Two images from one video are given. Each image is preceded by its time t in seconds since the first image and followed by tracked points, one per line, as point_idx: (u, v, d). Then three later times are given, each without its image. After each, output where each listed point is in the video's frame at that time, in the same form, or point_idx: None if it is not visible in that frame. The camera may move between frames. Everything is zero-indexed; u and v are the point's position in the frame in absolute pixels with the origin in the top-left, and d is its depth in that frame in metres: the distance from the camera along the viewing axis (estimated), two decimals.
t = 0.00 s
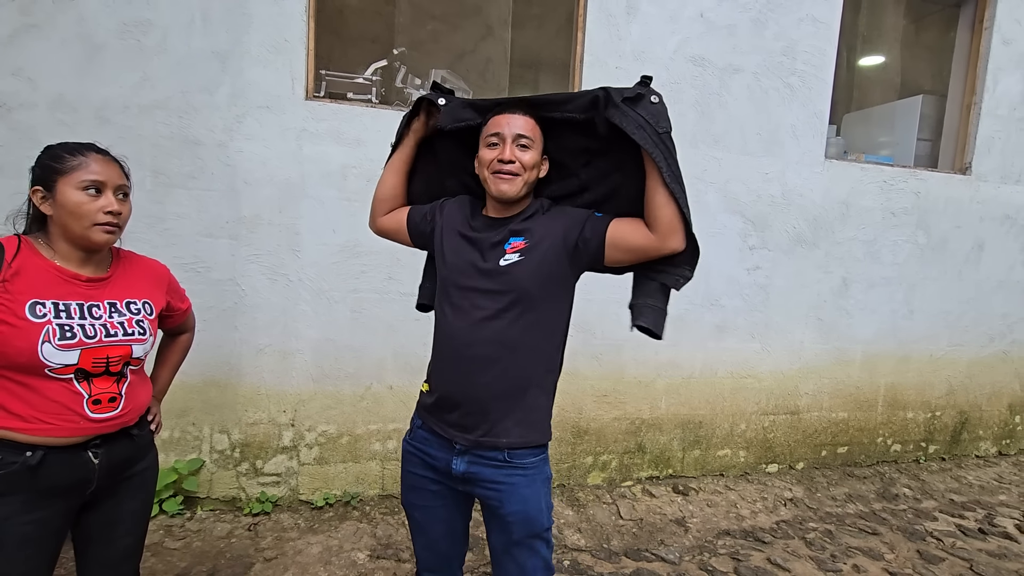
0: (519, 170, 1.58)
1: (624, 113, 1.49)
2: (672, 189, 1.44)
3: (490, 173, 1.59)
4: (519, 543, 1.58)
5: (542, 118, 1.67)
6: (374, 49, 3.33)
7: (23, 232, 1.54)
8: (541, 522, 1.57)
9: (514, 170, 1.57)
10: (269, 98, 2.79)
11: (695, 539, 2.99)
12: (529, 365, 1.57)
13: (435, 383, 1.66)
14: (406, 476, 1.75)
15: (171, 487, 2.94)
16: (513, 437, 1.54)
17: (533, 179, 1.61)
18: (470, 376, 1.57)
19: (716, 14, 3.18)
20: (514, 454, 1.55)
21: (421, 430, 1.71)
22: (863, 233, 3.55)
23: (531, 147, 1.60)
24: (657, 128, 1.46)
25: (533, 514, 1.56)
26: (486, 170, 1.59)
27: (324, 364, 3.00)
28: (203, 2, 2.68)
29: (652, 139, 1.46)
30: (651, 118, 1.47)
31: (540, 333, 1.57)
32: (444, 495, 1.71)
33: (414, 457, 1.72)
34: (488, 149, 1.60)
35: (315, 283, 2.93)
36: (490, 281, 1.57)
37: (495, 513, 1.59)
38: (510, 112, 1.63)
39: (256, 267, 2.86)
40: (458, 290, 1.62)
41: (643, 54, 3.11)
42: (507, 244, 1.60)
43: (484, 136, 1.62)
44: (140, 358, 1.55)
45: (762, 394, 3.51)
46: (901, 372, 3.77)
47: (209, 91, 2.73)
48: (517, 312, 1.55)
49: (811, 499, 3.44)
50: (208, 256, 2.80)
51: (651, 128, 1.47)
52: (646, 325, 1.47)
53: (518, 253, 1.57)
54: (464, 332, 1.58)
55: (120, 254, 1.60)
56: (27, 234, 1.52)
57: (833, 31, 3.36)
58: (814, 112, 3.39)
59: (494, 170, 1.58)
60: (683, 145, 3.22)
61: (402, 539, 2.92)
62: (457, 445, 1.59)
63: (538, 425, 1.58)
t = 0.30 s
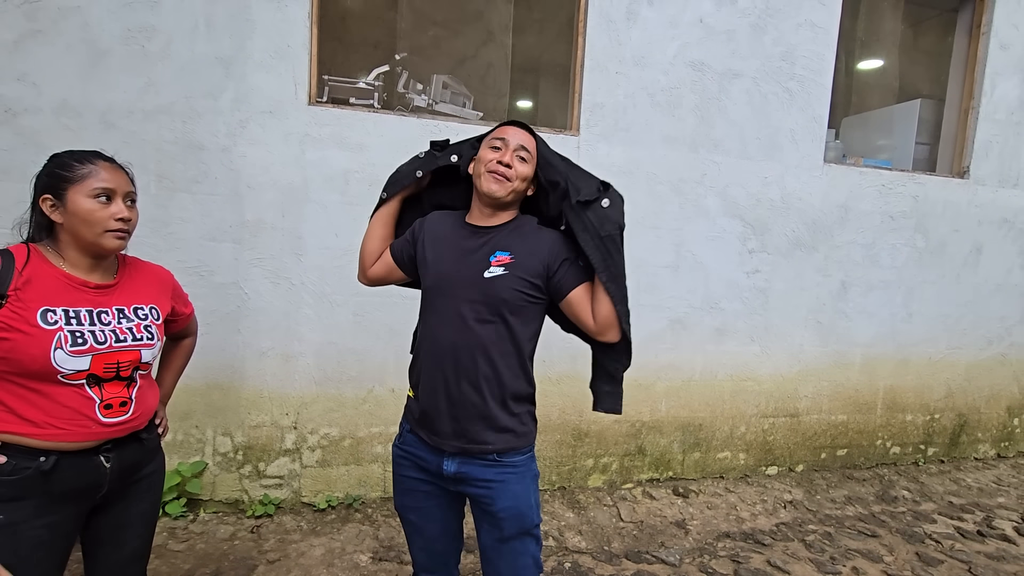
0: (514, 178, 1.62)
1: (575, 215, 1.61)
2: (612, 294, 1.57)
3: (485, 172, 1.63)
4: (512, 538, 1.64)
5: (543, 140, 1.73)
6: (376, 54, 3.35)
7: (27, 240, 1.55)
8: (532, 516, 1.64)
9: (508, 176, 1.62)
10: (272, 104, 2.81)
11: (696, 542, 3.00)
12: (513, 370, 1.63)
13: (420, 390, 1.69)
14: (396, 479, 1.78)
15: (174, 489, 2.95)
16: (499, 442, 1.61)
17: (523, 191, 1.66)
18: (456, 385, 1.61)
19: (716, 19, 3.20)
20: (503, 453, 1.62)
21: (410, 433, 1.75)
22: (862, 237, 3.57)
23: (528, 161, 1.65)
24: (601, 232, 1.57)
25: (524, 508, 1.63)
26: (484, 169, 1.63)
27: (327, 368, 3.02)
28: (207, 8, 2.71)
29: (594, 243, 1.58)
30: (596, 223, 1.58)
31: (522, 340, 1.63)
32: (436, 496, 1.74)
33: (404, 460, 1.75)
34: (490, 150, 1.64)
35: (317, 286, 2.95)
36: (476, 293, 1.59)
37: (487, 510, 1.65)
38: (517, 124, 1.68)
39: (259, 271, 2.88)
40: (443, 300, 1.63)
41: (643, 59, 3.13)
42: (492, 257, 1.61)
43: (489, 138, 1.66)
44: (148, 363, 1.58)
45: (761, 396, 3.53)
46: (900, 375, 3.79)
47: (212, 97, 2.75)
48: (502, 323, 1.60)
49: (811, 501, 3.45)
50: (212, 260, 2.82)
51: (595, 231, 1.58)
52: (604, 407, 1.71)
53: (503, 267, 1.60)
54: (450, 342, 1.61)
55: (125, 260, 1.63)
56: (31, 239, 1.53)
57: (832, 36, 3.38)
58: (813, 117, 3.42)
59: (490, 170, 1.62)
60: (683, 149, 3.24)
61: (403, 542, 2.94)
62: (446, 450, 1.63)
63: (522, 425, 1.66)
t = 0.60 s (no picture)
0: (513, 189, 1.64)
1: (564, 219, 1.62)
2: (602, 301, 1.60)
3: (483, 188, 1.65)
4: (517, 539, 1.66)
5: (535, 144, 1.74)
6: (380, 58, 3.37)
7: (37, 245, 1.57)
8: (536, 516, 1.67)
9: (507, 188, 1.64)
10: (278, 108, 2.84)
11: (698, 544, 3.01)
12: (518, 374, 1.66)
13: (422, 393, 1.70)
14: (398, 484, 1.79)
15: (179, 491, 2.97)
16: (504, 444, 1.63)
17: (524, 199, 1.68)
18: (461, 388, 1.62)
19: (717, 24, 3.23)
20: (507, 456, 1.64)
21: (412, 437, 1.76)
22: (864, 240, 3.58)
23: (524, 169, 1.67)
24: (590, 239, 1.60)
25: (528, 509, 1.65)
26: (481, 184, 1.65)
27: (331, 370, 3.03)
28: (213, 14, 2.73)
29: (584, 249, 1.60)
30: (585, 230, 1.61)
31: (527, 343, 1.66)
32: (440, 499, 1.76)
33: (407, 465, 1.76)
34: (485, 165, 1.66)
35: (321, 289, 2.97)
36: (482, 296, 1.62)
37: (492, 511, 1.66)
38: (508, 133, 1.69)
39: (264, 274, 2.90)
40: (448, 303, 1.65)
41: (645, 64, 3.15)
42: (498, 261, 1.64)
43: (482, 152, 1.67)
44: (158, 364, 1.60)
45: (764, 399, 3.53)
46: (903, 378, 3.79)
47: (218, 101, 2.78)
48: (508, 325, 1.63)
49: (813, 504, 3.45)
50: (217, 263, 2.84)
51: (584, 238, 1.61)
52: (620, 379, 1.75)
53: (510, 271, 1.63)
54: (455, 344, 1.62)
55: (134, 264, 1.65)
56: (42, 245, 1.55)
57: (833, 40, 3.40)
58: (814, 121, 3.43)
59: (488, 185, 1.64)
60: (685, 152, 3.26)
61: (407, 544, 2.95)
62: (451, 453, 1.64)
63: (525, 429, 1.68)
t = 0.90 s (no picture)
0: (516, 189, 1.66)
1: (559, 217, 1.64)
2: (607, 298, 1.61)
3: (486, 194, 1.66)
4: (533, 540, 1.67)
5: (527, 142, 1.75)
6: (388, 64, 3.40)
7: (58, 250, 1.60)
8: (551, 516, 1.68)
9: (511, 189, 1.65)
10: (287, 113, 2.87)
11: (705, 549, 3.00)
12: (533, 376, 1.67)
13: (436, 398, 1.70)
14: (411, 489, 1.80)
15: (187, 493, 2.99)
16: (519, 447, 1.64)
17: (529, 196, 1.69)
18: (477, 392, 1.63)
19: (724, 28, 3.24)
20: (523, 457, 1.65)
21: (425, 441, 1.77)
22: (870, 243, 3.58)
23: (523, 167, 1.69)
24: (588, 235, 1.62)
25: (544, 509, 1.67)
26: (484, 191, 1.67)
27: (339, 373, 3.05)
28: (225, 20, 2.77)
29: (583, 246, 1.62)
30: (583, 227, 1.63)
31: (541, 346, 1.68)
32: (453, 502, 1.77)
33: (419, 469, 1.76)
34: (484, 171, 1.68)
35: (329, 292, 2.99)
36: (497, 300, 1.64)
37: (508, 514, 1.67)
38: (500, 137, 1.70)
39: (273, 278, 2.93)
40: (462, 309, 1.66)
41: (651, 68, 3.16)
42: (510, 266, 1.66)
43: (479, 160, 1.69)
44: (174, 367, 1.63)
45: (770, 403, 3.53)
46: (910, 382, 3.78)
47: (229, 107, 2.81)
48: (523, 329, 1.64)
49: (820, 509, 3.44)
50: (227, 267, 2.87)
51: (582, 235, 1.63)
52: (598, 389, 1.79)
53: (522, 275, 1.65)
54: (470, 349, 1.63)
55: (152, 269, 1.69)
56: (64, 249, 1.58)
57: (839, 44, 3.40)
58: (821, 124, 3.43)
59: (492, 190, 1.66)
60: (691, 156, 3.27)
61: (414, 546, 2.96)
62: (467, 457, 1.65)
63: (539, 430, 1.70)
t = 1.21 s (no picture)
0: (515, 181, 1.65)
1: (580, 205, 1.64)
2: (623, 289, 1.61)
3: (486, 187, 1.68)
4: (543, 543, 1.67)
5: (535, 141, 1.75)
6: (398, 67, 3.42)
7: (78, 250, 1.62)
8: (560, 519, 1.67)
9: (509, 180, 1.65)
10: (298, 117, 2.89)
11: (716, 555, 2.97)
12: (543, 380, 1.66)
13: (445, 402, 1.70)
14: (420, 492, 1.79)
15: (198, 494, 3.01)
16: (529, 451, 1.63)
17: (530, 190, 1.67)
18: (487, 396, 1.63)
19: (735, 29, 3.21)
20: (532, 461, 1.64)
21: (434, 444, 1.76)
22: (885, 246, 3.52)
23: (524, 162, 1.67)
24: (608, 224, 1.62)
25: (553, 512, 1.66)
26: (484, 185, 1.68)
27: (348, 375, 3.06)
28: (237, 25, 2.79)
29: (602, 234, 1.62)
30: (602, 216, 1.64)
31: (550, 349, 1.67)
32: (463, 506, 1.77)
33: (428, 472, 1.76)
34: (486, 167, 1.70)
35: (340, 294, 3.00)
36: (505, 304, 1.63)
37: (518, 518, 1.66)
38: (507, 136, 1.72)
39: (284, 280, 2.94)
40: (471, 312, 1.65)
41: (661, 70, 3.15)
42: (517, 269, 1.65)
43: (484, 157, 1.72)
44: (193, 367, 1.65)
45: (783, 408, 3.48)
46: (926, 387, 3.71)
47: (241, 111, 2.83)
48: (532, 333, 1.64)
49: (834, 516, 3.39)
50: (238, 269, 2.89)
51: (601, 223, 1.63)
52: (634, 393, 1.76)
53: (530, 278, 1.64)
54: (479, 353, 1.63)
55: (171, 271, 1.70)
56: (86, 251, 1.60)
57: (852, 44, 3.37)
58: (834, 125, 3.39)
59: (491, 184, 1.67)
60: (701, 158, 3.24)
61: (422, 549, 2.95)
62: (476, 461, 1.65)
63: (549, 434, 1.69)
